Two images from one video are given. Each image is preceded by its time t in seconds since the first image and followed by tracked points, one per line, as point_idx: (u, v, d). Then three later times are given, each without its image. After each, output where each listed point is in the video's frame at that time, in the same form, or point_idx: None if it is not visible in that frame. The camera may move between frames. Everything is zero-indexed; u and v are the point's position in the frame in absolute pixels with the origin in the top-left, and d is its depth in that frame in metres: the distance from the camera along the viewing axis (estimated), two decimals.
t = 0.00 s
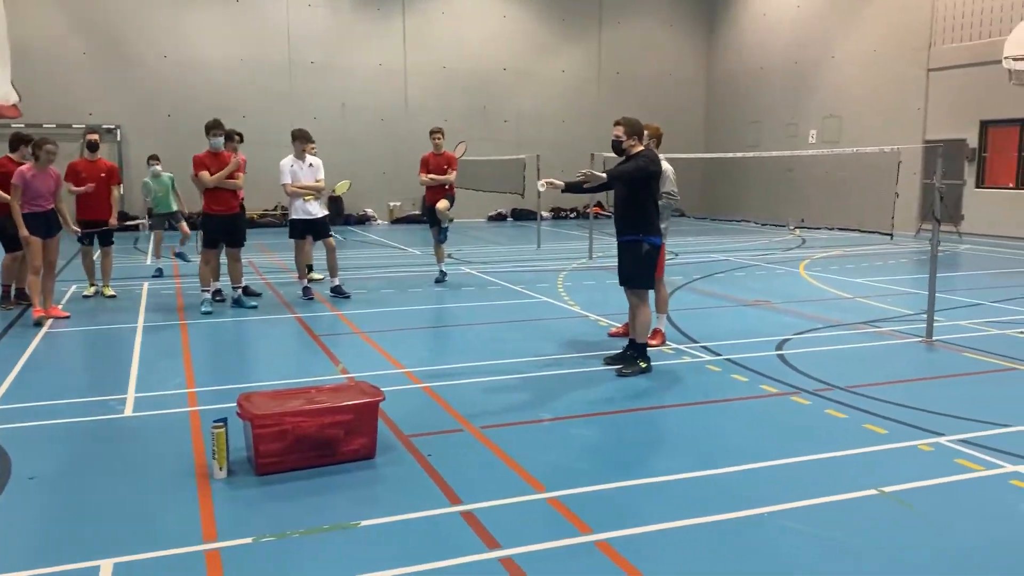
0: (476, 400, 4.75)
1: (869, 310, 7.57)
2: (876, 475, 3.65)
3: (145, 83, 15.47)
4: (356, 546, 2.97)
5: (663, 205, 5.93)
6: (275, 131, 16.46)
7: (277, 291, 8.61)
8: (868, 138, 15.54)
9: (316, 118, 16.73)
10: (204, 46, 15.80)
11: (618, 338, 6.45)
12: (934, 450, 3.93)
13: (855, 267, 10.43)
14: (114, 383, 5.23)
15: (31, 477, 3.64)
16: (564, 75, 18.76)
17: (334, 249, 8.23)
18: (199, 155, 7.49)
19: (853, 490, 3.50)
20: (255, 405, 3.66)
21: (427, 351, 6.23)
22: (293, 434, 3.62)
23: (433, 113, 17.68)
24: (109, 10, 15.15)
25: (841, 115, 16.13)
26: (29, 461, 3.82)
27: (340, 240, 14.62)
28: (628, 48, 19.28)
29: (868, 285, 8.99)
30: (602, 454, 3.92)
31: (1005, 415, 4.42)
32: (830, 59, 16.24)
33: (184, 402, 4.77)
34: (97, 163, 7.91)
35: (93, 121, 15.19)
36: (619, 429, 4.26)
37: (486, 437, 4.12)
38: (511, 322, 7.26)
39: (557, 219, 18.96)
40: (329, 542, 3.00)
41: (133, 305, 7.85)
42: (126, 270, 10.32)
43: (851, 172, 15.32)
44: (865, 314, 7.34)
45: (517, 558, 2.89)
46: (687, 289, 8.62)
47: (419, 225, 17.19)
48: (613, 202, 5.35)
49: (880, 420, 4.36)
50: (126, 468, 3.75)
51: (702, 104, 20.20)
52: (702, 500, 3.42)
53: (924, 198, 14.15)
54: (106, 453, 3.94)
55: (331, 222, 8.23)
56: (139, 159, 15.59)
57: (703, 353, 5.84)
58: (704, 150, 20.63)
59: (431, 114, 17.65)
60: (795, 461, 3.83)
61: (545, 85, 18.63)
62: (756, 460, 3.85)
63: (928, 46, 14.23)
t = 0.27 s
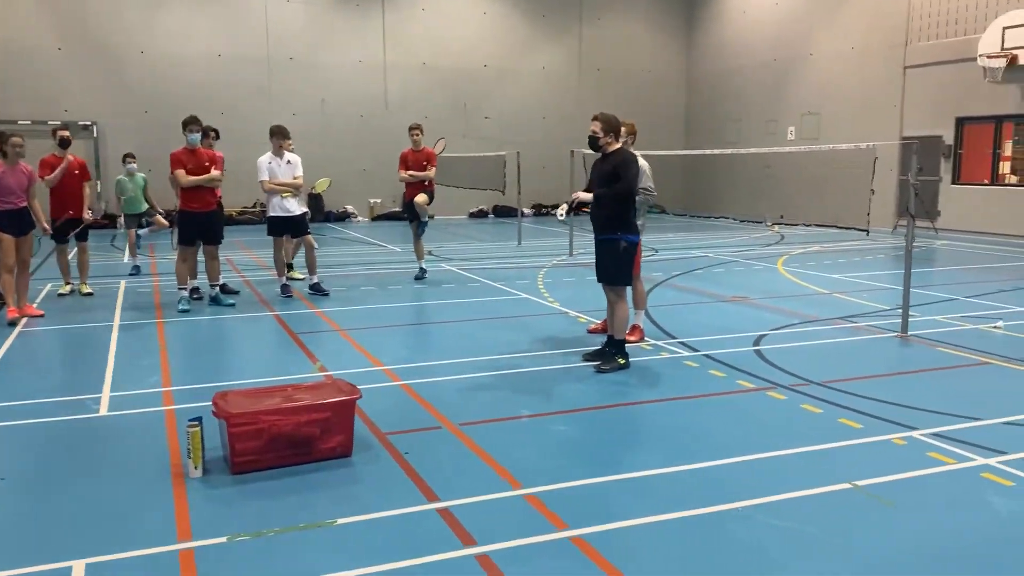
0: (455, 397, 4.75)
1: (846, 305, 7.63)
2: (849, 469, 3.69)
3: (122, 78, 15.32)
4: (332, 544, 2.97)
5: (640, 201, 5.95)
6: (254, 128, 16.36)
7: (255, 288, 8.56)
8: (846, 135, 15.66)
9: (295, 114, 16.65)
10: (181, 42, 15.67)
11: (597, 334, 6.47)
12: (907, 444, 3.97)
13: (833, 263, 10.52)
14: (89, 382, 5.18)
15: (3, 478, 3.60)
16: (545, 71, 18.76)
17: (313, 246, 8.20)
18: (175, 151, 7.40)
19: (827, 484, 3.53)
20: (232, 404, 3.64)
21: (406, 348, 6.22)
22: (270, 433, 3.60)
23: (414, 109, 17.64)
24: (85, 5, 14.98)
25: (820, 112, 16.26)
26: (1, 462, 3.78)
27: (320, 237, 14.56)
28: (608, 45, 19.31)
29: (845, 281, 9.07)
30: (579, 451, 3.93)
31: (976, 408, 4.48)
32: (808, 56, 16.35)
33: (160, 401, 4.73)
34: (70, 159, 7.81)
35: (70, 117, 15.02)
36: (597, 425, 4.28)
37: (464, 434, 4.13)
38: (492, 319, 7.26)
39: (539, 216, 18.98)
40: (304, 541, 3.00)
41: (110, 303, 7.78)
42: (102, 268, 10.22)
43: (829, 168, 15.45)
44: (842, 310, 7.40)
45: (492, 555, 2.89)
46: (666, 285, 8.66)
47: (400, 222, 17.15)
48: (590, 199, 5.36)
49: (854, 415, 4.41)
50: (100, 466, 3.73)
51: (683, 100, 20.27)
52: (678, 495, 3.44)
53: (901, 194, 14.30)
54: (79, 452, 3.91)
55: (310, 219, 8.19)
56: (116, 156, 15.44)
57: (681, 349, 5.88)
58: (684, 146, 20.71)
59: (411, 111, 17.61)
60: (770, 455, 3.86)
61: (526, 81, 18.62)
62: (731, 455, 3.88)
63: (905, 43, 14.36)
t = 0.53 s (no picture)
0: (436, 395, 4.76)
1: (826, 302, 7.69)
2: (827, 465, 3.72)
3: (102, 76, 15.19)
4: (311, 543, 2.97)
5: (622, 198, 5.96)
6: (236, 125, 16.27)
7: (237, 287, 8.52)
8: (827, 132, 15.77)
9: (277, 112, 16.58)
10: (162, 39, 15.55)
11: (579, 332, 6.48)
12: (885, 440, 4.01)
13: (813, 260, 10.59)
14: (68, 382, 5.14)
15: None
16: (528, 69, 18.76)
17: (295, 245, 8.17)
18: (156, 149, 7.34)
19: (805, 480, 3.56)
20: (211, 403, 3.62)
21: (389, 346, 6.21)
22: (249, 432, 3.58)
23: (397, 107, 17.61)
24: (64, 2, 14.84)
25: (801, 110, 16.36)
26: None
27: (303, 235, 14.51)
28: (591, 43, 19.34)
29: (825, 278, 9.13)
30: (560, 448, 3.94)
31: (953, 404, 4.53)
32: (789, 54, 16.45)
33: (140, 401, 4.70)
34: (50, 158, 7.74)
35: (49, 115, 14.88)
36: (578, 423, 4.29)
37: (445, 432, 4.13)
38: (474, 317, 7.27)
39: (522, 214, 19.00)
40: (285, 540, 2.99)
41: (90, 303, 7.72)
42: (82, 267, 10.13)
43: (810, 165, 15.56)
44: (822, 307, 7.46)
45: (472, 553, 2.90)
46: (649, 283, 8.69)
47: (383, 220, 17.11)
48: (570, 198, 5.38)
49: (833, 411, 4.44)
50: (78, 466, 3.71)
51: (665, 98, 20.33)
52: (658, 491, 3.46)
53: (881, 191, 14.43)
54: (56, 452, 3.88)
55: (291, 217, 8.16)
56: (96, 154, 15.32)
57: (662, 346, 5.90)
58: (667, 144, 20.78)
59: (394, 108, 17.57)
60: (750, 452, 3.89)
61: (509, 79, 18.62)
62: (711, 452, 3.90)
63: (884, 42, 14.48)
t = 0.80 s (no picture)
0: (421, 395, 4.75)
1: (811, 301, 7.73)
2: (810, 462, 3.74)
3: (84, 73, 15.07)
4: (296, 543, 2.96)
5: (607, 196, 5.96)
6: (220, 124, 16.18)
7: (221, 286, 8.46)
8: (811, 132, 15.85)
9: (262, 110, 16.50)
10: (145, 36, 15.45)
11: (565, 331, 6.48)
12: (867, 437, 4.04)
13: (798, 259, 10.64)
14: (49, 382, 5.10)
15: None
16: (514, 68, 18.75)
17: (280, 244, 8.12)
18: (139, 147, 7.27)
19: (789, 477, 3.58)
20: (193, 403, 3.60)
21: (374, 346, 6.19)
22: (233, 431, 3.56)
23: (383, 106, 17.57)
24: None
25: (785, 109, 16.44)
26: None
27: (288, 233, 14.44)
28: (577, 42, 19.36)
29: (810, 277, 9.17)
30: (545, 447, 3.95)
31: (935, 401, 4.56)
32: (774, 54, 16.52)
33: (123, 401, 4.67)
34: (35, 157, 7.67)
35: (31, 113, 14.75)
36: (563, 421, 4.29)
37: (431, 431, 4.12)
38: (461, 316, 7.26)
39: (509, 213, 18.98)
40: (268, 540, 2.98)
41: (72, 302, 7.66)
42: (65, 266, 10.05)
43: (794, 164, 15.63)
44: (806, 305, 7.50)
45: (457, 552, 2.90)
46: (634, 281, 8.70)
47: (368, 219, 17.06)
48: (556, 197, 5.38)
49: (817, 409, 4.46)
50: (59, 467, 3.68)
51: (651, 98, 20.37)
52: (643, 489, 3.47)
53: (864, 190, 14.52)
54: (38, 452, 3.85)
55: (276, 216, 8.13)
56: (79, 152, 15.21)
57: (647, 345, 5.91)
58: (653, 143, 20.82)
59: (380, 107, 17.53)
60: (734, 449, 3.91)
61: (495, 78, 18.61)
62: (695, 449, 3.92)
63: (868, 43, 14.57)
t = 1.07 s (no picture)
0: (409, 394, 4.74)
1: (798, 300, 7.76)
2: (797, 461, 3.76)
3: (69, 72, 14.97)
4: (283, 543, 2.95)
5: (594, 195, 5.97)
6: (206, 123, 16.10)
7: (207, 286, 8.42)
8: (798, 132, 15.93)
9: (249, 110, 16.43)
10: (131, 35, 15.36)
11: (553, 330, 6.49)
12: (854, 435, 4.06)
13: (785, 258, 10.69)
14: (33, 383, 5.06)
15: None
16: (501, 68, 18.74)
17: (266, 244, 8.09)
18: (125, 147, 7.23)
19: (776, 476, 3.59)
20: (179, 403, 3.58)
21: (363, 345, 6.18)
22: (219, 432, 3.55)
23: (370, 105, 17.53)
24: None
25: (772, 109, 16.50)
26: None
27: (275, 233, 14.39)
28: (565, 42, 19.37)
29: (797, 276, 9.20)
30: (533, 446, 3.95)
31: (921, 399, 4.59)
32: (761, 54, 16.58)
33: (108, 402, 4.64)
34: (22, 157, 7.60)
35: (15, 112, 14.63)
36: (551, 421, 4.29)
37: (419, 431, 4.11)
38: (449, 315, 7.25)
39: (497, 213, 18.97)
40: (254, 541, 2.96)
41: (57, 302, 7.61)
42: (50, 267, 9.98)
43: (780, 164, 15.69)
44: (793, 304, 7.53)
45: (445, 551, 2.90)
46: (623, 281, 8.72)
47: (356, 219, 17.01)
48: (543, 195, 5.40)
49: (804, 407, 4.48)
50: (45, 468, 3.65)
51: (639, 97, 20.41)
52: (630, 488, 3.47)
53: (851, 190, 14.59)
54: (22, 454, 3.82)
55: (263, 215, 8.10)
56: (64, 151, 15.10)
57: (635, 344, 5.92)
58: (641, 143, 20.85)
59: (367, 107, 17.49)
60: (721, 448, 3.92)
61: (482, 77, 18.59)
62: (683, 448, 3.93)
63: (854, 43, 14.65)
